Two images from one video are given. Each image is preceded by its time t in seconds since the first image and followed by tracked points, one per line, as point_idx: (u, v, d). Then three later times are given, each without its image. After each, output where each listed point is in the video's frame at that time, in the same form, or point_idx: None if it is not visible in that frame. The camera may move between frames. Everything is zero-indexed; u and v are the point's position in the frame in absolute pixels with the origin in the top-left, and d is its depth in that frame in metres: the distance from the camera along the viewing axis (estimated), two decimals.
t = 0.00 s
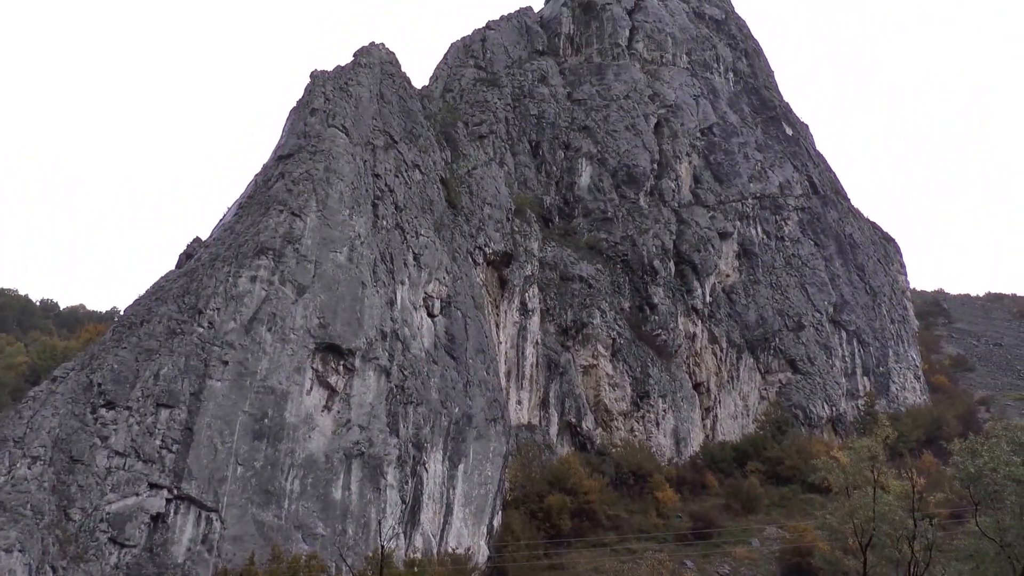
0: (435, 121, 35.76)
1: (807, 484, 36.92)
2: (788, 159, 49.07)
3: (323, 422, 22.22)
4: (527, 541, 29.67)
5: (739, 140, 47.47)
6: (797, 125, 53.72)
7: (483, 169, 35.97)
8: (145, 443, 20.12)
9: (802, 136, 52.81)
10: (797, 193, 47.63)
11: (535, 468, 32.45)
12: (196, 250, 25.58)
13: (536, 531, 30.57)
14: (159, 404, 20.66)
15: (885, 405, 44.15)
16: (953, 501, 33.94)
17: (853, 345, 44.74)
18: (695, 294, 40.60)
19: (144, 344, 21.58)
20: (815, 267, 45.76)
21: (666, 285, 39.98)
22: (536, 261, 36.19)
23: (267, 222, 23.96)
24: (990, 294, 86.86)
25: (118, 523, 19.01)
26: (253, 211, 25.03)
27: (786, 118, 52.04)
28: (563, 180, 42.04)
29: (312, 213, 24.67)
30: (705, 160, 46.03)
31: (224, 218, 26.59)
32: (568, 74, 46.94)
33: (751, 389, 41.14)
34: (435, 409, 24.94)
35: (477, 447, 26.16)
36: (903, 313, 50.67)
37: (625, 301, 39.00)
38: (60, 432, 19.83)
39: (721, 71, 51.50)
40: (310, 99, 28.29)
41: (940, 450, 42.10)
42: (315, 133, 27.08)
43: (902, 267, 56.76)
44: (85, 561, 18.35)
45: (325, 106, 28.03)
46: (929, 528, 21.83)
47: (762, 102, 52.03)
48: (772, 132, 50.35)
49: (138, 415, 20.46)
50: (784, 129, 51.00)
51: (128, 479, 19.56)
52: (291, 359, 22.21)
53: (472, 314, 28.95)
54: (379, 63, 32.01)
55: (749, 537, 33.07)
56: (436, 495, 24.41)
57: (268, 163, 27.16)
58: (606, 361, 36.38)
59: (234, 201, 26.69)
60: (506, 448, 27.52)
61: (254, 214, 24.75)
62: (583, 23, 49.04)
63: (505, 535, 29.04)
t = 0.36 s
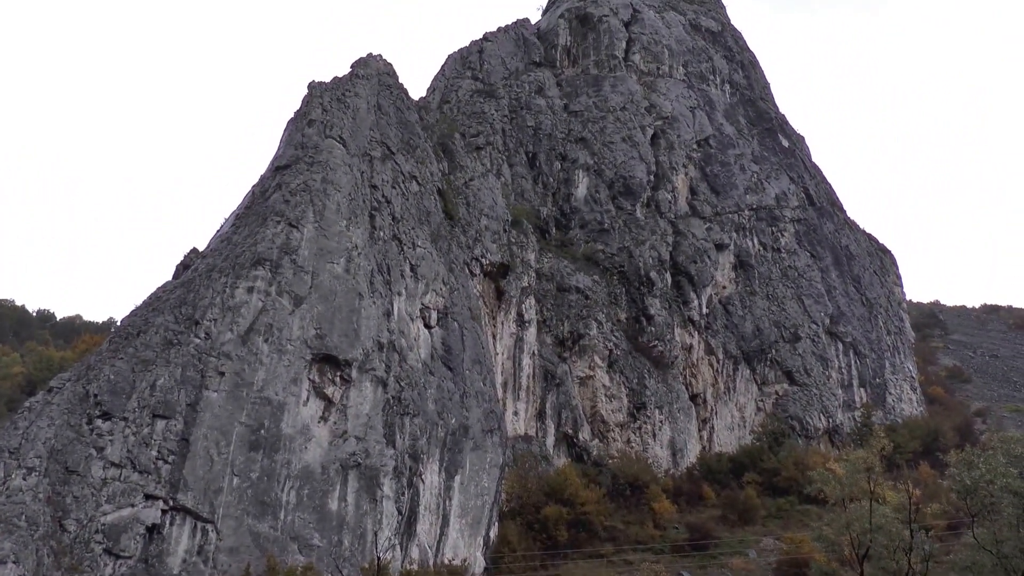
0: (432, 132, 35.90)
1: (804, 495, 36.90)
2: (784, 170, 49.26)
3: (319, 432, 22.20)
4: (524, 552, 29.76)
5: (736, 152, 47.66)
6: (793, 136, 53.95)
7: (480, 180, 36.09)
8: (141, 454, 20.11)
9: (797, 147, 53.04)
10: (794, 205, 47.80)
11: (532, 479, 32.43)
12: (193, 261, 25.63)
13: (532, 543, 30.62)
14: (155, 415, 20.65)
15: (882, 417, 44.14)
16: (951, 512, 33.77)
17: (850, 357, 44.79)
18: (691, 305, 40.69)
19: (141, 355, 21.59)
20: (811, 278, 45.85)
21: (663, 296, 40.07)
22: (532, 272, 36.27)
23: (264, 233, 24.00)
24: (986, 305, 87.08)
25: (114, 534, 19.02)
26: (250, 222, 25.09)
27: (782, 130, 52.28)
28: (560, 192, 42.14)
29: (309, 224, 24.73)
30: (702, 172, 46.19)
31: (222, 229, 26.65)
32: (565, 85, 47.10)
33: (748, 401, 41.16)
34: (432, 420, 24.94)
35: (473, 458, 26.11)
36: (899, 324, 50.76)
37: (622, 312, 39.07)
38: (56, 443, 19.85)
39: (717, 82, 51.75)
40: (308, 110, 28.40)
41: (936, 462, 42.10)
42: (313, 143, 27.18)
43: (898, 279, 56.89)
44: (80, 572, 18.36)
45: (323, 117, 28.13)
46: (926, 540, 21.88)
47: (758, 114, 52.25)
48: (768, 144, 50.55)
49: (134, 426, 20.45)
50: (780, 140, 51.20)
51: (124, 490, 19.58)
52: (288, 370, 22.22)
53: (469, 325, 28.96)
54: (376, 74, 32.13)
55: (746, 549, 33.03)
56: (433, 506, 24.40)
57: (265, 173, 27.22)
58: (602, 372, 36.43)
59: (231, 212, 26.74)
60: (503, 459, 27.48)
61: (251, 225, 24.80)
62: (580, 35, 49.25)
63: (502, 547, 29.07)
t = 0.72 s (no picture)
0: (429, 143, 36.01)
1: (801, 506, 36.91)
2: (781, 182, 49.41)
3: (316, 443, 22.19)
4: (521, 563, 30.11)
5: (732, 163, 47.83)
6: (790, 148, 54.16)
7: (477, 191, 36.18)
8: (137, 464, 20.11)
9: (794, 158, 53.25)
10: (790, 216, 47.92)
11: (529, 489, 32.34)
12: (190, 272, 25.65)
13: (530, 554, 30.81)
14: (152, 425, 20.63)
15: (879, 428, 44.13)
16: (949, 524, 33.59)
17: (846, 368, 44.82)
18: (688, 316, 40.76)
19: (137, 365, 21.55)
20: (808, 289, 45.93)
21: (660, 307, 40.13)
22: (529, 283, 36.33)
23: (262, 244, 24.04)
24: (982, 316, 87.29)
25: (109, 545, 19.03)
26: (248, 232, 25.10)
27: (778, 141, 52.50)
28: (557, 203, 42.20)
29: (307, 235, 24.77)
30: (699, 183, 46.34)
31: (219, 239, 26.68)
32: (562, 97, 47.23)
33: (745, 412, 41.18)
34: (429, 431, 24.92)
35: (470, 469, 26.06)
36: (895, 335, 50.86)
37: (619, 324, 39.13)
38: (51, 453, 19.83)
39: (714, 94, 51.97)
40: (306, 121, 28.50)
41: (933, 473, 42.08)
42: (310, 154, 27.25)
43: (895, 290, 57.03)
44: None
45: (321, 128, 28.24)
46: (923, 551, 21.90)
47: (754, 125, 52.44)
48: (765, 155, 50.73)
49: (130, 437, 20.43)
50: (777, 152, 51.40)
51: (120, 501, 19.57)
52: (285, 381, 22.22)
53: (466, 335, 28.97)
54: (375, 85, 32.24)
55: (744, 559, 33.05)
56: (429, 517, 24.40)
57: (263, 184, 27.26)
58: (599, 384, 36.46)
59: (228, 223, 26.77)
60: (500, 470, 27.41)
61: (249, 236, 24.82)
62: (578, 46, 49.39)
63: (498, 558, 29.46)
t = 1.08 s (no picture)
0: (427, 154, 36.14)
1: (798, 517, 36.94)
2: (778, 193, 49.57)
3: (313, 453, 22.16)
4: (518, 573, 30.52)
5: (729, 174, 47.96)
6: (787, 159, 54.35)
7: (475, 202, 36.29)
8: (134, 475, 20.13)
9: (791, 169, 53.43)
10: (787, 227, 48.03)
11: (525, 501, 32.47)
12: (188, 282, 25.66)
13: (526, 565, 31.10)
14: (148, 436, 20.63)
15: (877, 438, 44.11)
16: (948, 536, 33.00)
17: (843, 379, 44.84)
18: (685, 327, 40.80)
19: (134, 375, 21.56)
20: (805, 300, 46.01)
21: (657, 317, 40.16)
22: (527, 293, 36.40)
23: (260, 254, 24.10)
24: (979, 327, 87.39)
25: (105, 555, 19.06)
26: (245, 242, 25.12)
27: (775, 152, 52.70)
28: (554, 214, 42.24)
29: (305, 245, 24.81)
30: (696, 194, 46.47)
31: (217, 250, 26.71)
32: (560, 108, 47.34)
33: (742, 422, 41.17)
34: (426, 441, 24.89)
35: (468, 479, 25.98)
36: (892, 346, 50.93)
37: (616, 334, 39.15)
38: (48, 464, 19.90)
39: (711, 105, 52.18)
40: (304, 131, 28.61)
41: (931, 484, 42.04)
42: (308, 165, 27.34)
43: (892, 301, 57.13)
44: None
45: (319, 139, 28.36)
46: (920, 561, 21.95)
47: (751, 136, 52.62)
48: (762, 166, 50.90)
49: (127, 447, 20.46)
50: (774, 163, 51.58)
51: (116, 511, 19.62)
52: (282, 391, 22.23)
53: (464, 345, 28.95)
54: (372, 96, 32.36)
55: (742, 570, 33.19)
56: (426, 528, 24.36)
57: (261, 194, 27.30)
58: (596, 395, 36.46)
59: (226, 233, 26.80)
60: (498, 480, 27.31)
61: (247, 246, 24.85)
62: (575, 57, 49.53)
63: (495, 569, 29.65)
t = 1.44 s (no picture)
0: (425, 164, 36.21)
1: (795, 527, 36.98)
2: (775, 204, 49.73)
3: (311, 463, 22.16)
4: None
5: (727, 185, 48.09)
6: (784, 169, 54.54)
7: (473, 212, 36.40)
8: (131, 485, 20.11)
9: (788, 180, 53.61)
10: (785, 238, 48.16)
11: (522, 510, 32.37)
12: (186, 291, 25.67)
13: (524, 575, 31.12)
14: (146, 445, 20.61)
15: (874, 449, 44.11)
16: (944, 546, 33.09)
17: (841, 389, 44.87)
18: (683, 337, 40.83)
19: (132, 385, 21.54)
20: (802, 311, 46.08)
21: (655, 327, 40.21)
22: (524, 303, 36.43)
23: (258, 264, 24.14)
24: (976, 338, 87.45)
25: (102, 565, 19.06)
26: (243, 252, 25.14)
27: (772, 163, 52.89)
28: (552, 224, 42.30)
29: (302, 255, 24.86)
30: (693, 205, 46.60)
31: (215, 259, 26.73)
32: (557, 118, 47.41)
33: (740, 432, 41.18)
34: (424, 451, 24.89)
35: (465, 489, 25.96)
36: (890, 356, 51.00)
37: (614, 344, 39.14)
38: (45, 474, 19.90)
39: (708, 116, 52.37)
40: (302, 141, 28.69)
41: (928, 494, 42.07)
42: (306, 175, 27.41)
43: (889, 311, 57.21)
44: None
45: (317, 149, 28.44)
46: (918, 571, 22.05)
47: (748, 146, 52.79)
48: (759, 177, 51.06)
49: (124, 457, 20.44)
50: (771, 174, 51.75)
51: (113, 521, 19.60)
52: (280, 401, 22.23)
53: (462, 355, 28.96)
54: (371, 105, 32.45)
55: None
56: (423, 537, 24.34)
57: (259, 203, 27.34)
58: (594, 405, 36.44)
59: (224, 243, 26.83)
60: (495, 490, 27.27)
61: (245, 255, 24.88)
62: (573, 67, 49.60)
63: None
